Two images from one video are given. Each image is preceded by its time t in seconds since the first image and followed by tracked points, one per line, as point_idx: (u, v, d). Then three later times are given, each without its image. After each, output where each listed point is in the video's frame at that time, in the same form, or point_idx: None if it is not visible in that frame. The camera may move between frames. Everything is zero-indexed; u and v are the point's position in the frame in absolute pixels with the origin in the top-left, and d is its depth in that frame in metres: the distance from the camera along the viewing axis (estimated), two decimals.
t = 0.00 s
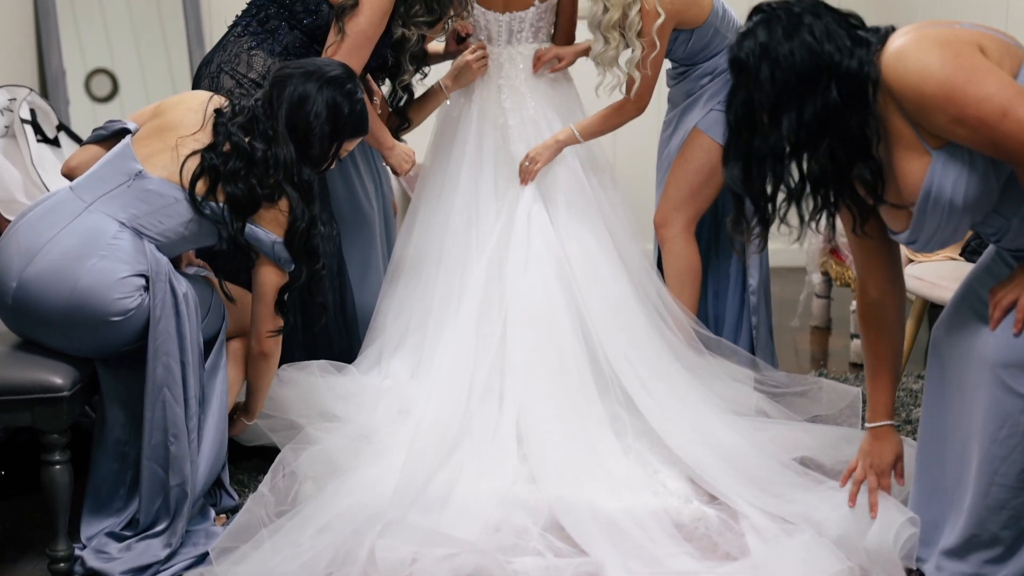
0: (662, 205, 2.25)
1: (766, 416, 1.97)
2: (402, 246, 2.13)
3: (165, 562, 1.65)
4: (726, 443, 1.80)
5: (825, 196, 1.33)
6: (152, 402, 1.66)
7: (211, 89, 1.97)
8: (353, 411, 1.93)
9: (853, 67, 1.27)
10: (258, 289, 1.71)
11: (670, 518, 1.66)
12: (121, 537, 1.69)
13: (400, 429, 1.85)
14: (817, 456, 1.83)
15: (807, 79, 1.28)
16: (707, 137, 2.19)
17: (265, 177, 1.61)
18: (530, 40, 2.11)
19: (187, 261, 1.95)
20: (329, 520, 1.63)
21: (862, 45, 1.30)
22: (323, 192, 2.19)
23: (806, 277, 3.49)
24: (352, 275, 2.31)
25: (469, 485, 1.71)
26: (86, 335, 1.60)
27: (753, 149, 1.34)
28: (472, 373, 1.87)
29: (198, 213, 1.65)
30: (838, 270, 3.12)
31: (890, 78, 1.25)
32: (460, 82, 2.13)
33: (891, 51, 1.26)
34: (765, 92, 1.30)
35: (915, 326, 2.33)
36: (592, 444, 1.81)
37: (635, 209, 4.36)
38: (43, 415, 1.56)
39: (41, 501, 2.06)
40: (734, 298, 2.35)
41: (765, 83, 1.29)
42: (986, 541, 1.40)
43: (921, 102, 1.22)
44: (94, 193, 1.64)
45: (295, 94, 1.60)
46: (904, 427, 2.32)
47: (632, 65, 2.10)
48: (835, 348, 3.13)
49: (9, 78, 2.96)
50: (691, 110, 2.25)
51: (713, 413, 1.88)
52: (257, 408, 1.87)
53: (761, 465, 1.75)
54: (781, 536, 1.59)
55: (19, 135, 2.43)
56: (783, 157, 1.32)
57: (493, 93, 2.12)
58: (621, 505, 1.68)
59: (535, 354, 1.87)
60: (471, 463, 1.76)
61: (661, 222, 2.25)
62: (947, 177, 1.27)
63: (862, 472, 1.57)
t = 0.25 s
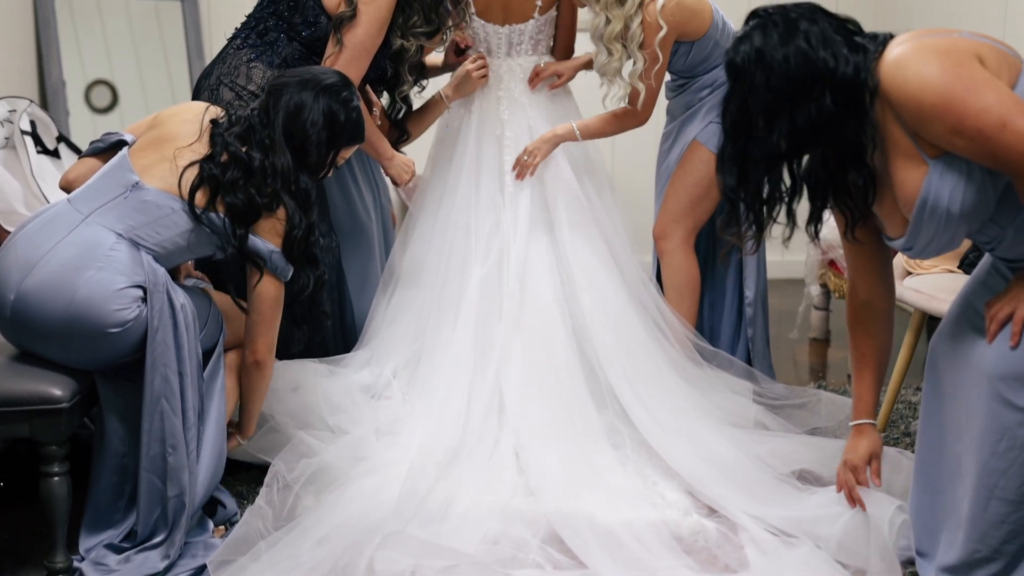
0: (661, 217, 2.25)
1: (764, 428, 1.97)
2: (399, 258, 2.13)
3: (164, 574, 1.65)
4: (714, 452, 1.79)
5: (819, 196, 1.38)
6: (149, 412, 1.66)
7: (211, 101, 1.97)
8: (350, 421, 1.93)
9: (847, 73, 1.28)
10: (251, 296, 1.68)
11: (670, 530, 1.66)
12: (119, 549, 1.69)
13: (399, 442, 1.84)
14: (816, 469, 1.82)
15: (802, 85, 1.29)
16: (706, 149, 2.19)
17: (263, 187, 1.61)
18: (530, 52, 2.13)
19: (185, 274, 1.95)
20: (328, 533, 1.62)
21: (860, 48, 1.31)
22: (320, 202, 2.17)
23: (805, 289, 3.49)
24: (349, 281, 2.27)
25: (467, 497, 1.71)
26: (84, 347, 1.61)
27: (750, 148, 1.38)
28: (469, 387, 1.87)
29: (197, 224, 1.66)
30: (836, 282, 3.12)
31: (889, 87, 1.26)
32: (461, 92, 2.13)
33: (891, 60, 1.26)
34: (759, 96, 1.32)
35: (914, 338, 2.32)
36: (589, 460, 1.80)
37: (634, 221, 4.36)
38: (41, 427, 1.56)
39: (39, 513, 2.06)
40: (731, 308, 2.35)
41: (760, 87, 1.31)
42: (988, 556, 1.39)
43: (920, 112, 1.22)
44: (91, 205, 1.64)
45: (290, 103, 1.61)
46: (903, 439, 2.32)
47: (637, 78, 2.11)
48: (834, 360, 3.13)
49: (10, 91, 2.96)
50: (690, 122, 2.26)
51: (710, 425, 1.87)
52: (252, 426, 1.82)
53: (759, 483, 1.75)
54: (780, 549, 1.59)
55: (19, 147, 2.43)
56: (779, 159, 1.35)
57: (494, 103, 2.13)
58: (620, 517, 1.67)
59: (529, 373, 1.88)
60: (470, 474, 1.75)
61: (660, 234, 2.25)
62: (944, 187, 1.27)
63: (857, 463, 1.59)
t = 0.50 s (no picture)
0: (659, 229, 2.25)
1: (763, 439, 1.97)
2: (397, 268, 2.13)
3: None
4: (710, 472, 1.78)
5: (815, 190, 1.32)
6: (149, 425, 1.65)
7: (210, 113, 1.97)
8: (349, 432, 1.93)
9: (848, 64, 1.21)
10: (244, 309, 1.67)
11: (669, 542, 1.66)
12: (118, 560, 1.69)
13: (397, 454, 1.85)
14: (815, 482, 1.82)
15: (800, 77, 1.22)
16: (706, 161, 2.19)
17: (259, 200, 1.62)
18: (530, 64, 2.15)
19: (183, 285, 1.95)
20: (327, 545, 1.62)
21: (862, 38, 1.24)
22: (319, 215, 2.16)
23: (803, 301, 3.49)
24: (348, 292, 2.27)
25: (466, 510, 1.71)
26: (82, 359, 1.61)
27: (749, 137, 1.30)
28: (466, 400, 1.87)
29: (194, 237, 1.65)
30: (835, 294, 3.12)
31: (890, 87, 1.20)
32: (465, 99, 2.15)
33: (891, 58, 1.21)
34: (758, 86, 1.25)
35: (912, 351, 2.33)
36: (586, 472, 1.80)
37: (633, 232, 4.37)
38: (40, 438, 1.56)
39: (38, 523, 2.06)
40: (727, 319, 2.35)
41: (759, 76, 1.24)
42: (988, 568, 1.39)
43: (918, 116, 1.18)
44: (88, 218, 1.64)
45: (286, 115, 1.61)
46: (901, 452, 2.32)
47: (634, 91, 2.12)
48: (832, 372, 3.13)
49: (10, 101, 2.97)
50: (690, 135, 2.26)
51: (707, 437, 1.87)
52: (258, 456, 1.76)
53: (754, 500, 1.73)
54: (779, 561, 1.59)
55: (19, 157, 2.43)
56: (776, 151, 1.28)
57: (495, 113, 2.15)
58: (619, 530, 1.67)
59: (526, 388, 1.88)
60: (469, 485, 1.75)
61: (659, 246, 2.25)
62: (938, 190, 1.23)
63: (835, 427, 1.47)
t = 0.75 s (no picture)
0: (659, 242, 2.25)
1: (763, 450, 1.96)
2: (397, 280, 2.12)
3: None
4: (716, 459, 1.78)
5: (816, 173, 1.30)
6: (147, 438, 1.65)
7: (209, 125, 1.97)
8: (348, 445, 1.92)
9: (852, 45, 1.21)
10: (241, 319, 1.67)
11: (669, 555, 1.65)
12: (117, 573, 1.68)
13: (396, 468, 1.84)
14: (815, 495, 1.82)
15: (805, 52, 1.23)
16: (706, 174, 2.20)
17: (257, 214, 1.62)
18: (530, 77, 2.17)
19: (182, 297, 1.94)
20: (326, 558, 1.62)
21: (871, 21, 1.23)
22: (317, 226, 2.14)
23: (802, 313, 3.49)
24: (348, 303, 2.27)
25: (465, 522, 1.70)
26: (81, 370, 1.61)
27: (755, 113, 1.31)
28: (466, 412, 1.87)
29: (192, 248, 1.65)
30: (834, 306, 3.12)
31: (892, 82, 1.19)
32: (468, 107, 2.17)
33: (895, 51, 1.20)
34: (765, 62, 1.26)
35: (912, 364, 2.32)
36: (586, 485, 1.80)
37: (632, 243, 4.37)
38: (39, 450, 1.56)
39: (36, 535, 2.06)
40: (725, 330, 2.36)
41: (764, 51, 1.25)
42: None
43: (919, 114, 1.17)
44: (86, 231, 1.63)
45: (284, 129, 1.62)
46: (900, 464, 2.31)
47: (631, 103, 2.12)
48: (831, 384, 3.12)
49: (10, 112, 2.97)
50: (689, 147, 2.27)
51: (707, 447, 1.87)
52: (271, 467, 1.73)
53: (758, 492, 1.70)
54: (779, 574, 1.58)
55: (19, 169, 2.43)
56: (780, 129, 1.29)
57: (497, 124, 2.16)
58: (618, 543, 1.67)
59: (525, 401, 1.89)
60: (469, 497, 1.75)
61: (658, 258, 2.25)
62: (932, 186, 1.23)
63: (830, 381, 1.51)
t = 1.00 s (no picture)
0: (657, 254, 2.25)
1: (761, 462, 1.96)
2: (397, 293, 2.12)
3: None
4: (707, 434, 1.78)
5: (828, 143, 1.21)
6: (145, 449, 1.64)
7: (208, 136, 1.97)
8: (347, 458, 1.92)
9: (864, 19, 1.14)
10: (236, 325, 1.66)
11: (668, 567, 1.64)
12: None
13: (395, 480, 1.84)
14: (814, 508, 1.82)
15: (817, 23, 1.16)
16: (705, 185, 2.21)
17: (258, 224, 1.62)
18: (530, 88, 2.20)
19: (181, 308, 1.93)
20: (325, 571, 1.61)
21: None
22: (314, 238, 2.13)
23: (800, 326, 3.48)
24: (347, 316, 2.27)
25: (464, 534, 1.70)
26: (81, 381, 1.60)
27: (765, 83, 1.24)
28: (466, 422, 1.87)
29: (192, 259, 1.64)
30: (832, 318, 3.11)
31: (900, 71, 1.12)
32: (470, 122, 2.16)
33: (905, 40, 1.12)
34: (775, 31, 1.19)
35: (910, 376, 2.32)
36: (588, 495, 1.79)
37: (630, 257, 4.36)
38: (37, 461, 1.56)
39: (34, 546, 2.05)
40: (723, 341, 2.35)
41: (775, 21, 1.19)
42: None
43: (923, 105, 1.10)
44: (86, 241, 1.63)
45: (284, 140, 1.62)
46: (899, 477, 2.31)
47: (628, 115, 2.12)
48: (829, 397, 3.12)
49: (9, 124, 2.97)
50: (687, 159, 2.28)
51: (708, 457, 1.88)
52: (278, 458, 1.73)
53: (761, 491, 1.67)
54: None
55: (18, 179, 2.43)
56: (790, 98, 1.21)
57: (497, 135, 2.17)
58: (618, 555, 1.67)
59: (524, 411, 1.89)
60: (470, 509, 1.75)
61: (656, 270, 2.25)
62: (928, 176, 1.16)
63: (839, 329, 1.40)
